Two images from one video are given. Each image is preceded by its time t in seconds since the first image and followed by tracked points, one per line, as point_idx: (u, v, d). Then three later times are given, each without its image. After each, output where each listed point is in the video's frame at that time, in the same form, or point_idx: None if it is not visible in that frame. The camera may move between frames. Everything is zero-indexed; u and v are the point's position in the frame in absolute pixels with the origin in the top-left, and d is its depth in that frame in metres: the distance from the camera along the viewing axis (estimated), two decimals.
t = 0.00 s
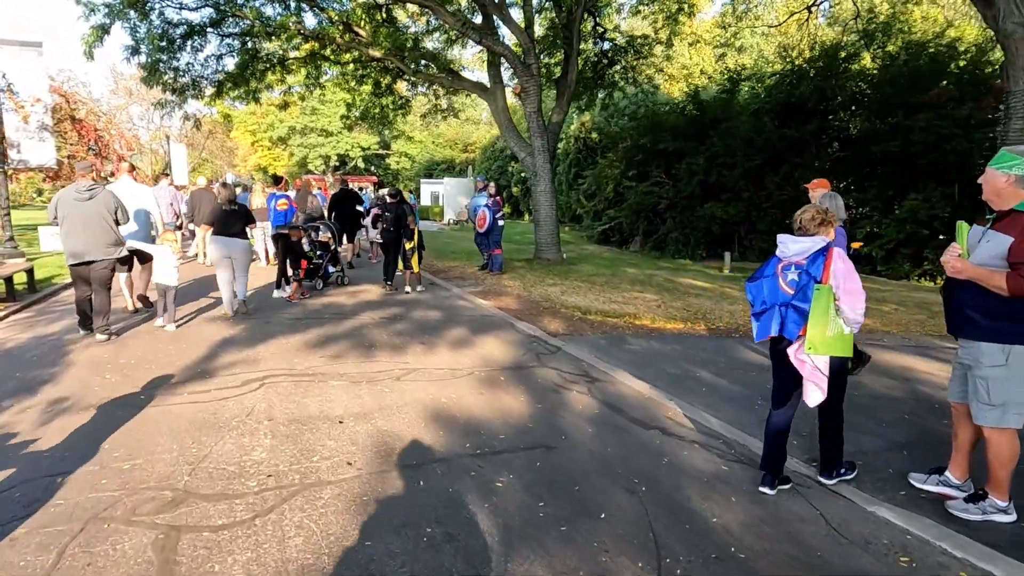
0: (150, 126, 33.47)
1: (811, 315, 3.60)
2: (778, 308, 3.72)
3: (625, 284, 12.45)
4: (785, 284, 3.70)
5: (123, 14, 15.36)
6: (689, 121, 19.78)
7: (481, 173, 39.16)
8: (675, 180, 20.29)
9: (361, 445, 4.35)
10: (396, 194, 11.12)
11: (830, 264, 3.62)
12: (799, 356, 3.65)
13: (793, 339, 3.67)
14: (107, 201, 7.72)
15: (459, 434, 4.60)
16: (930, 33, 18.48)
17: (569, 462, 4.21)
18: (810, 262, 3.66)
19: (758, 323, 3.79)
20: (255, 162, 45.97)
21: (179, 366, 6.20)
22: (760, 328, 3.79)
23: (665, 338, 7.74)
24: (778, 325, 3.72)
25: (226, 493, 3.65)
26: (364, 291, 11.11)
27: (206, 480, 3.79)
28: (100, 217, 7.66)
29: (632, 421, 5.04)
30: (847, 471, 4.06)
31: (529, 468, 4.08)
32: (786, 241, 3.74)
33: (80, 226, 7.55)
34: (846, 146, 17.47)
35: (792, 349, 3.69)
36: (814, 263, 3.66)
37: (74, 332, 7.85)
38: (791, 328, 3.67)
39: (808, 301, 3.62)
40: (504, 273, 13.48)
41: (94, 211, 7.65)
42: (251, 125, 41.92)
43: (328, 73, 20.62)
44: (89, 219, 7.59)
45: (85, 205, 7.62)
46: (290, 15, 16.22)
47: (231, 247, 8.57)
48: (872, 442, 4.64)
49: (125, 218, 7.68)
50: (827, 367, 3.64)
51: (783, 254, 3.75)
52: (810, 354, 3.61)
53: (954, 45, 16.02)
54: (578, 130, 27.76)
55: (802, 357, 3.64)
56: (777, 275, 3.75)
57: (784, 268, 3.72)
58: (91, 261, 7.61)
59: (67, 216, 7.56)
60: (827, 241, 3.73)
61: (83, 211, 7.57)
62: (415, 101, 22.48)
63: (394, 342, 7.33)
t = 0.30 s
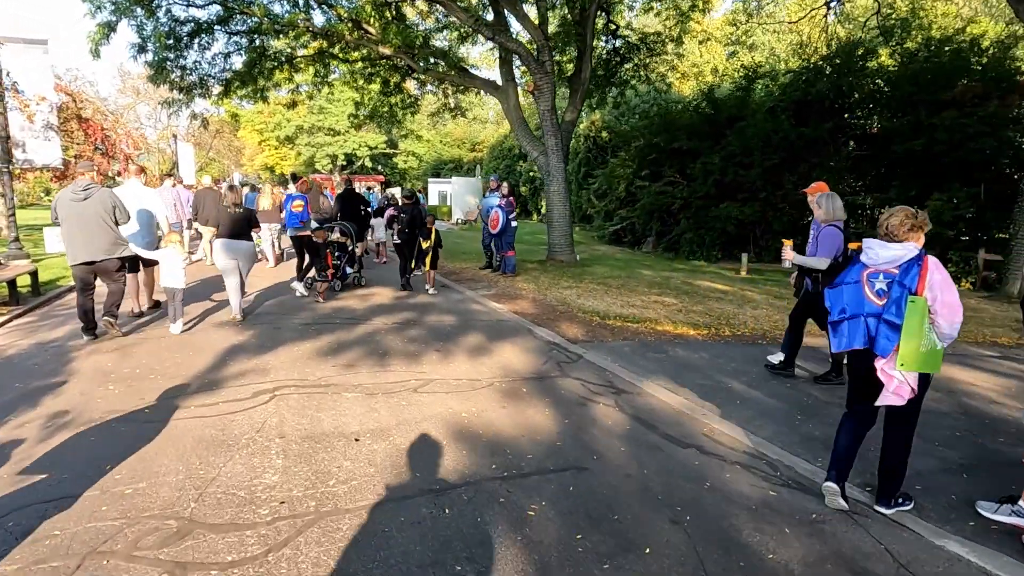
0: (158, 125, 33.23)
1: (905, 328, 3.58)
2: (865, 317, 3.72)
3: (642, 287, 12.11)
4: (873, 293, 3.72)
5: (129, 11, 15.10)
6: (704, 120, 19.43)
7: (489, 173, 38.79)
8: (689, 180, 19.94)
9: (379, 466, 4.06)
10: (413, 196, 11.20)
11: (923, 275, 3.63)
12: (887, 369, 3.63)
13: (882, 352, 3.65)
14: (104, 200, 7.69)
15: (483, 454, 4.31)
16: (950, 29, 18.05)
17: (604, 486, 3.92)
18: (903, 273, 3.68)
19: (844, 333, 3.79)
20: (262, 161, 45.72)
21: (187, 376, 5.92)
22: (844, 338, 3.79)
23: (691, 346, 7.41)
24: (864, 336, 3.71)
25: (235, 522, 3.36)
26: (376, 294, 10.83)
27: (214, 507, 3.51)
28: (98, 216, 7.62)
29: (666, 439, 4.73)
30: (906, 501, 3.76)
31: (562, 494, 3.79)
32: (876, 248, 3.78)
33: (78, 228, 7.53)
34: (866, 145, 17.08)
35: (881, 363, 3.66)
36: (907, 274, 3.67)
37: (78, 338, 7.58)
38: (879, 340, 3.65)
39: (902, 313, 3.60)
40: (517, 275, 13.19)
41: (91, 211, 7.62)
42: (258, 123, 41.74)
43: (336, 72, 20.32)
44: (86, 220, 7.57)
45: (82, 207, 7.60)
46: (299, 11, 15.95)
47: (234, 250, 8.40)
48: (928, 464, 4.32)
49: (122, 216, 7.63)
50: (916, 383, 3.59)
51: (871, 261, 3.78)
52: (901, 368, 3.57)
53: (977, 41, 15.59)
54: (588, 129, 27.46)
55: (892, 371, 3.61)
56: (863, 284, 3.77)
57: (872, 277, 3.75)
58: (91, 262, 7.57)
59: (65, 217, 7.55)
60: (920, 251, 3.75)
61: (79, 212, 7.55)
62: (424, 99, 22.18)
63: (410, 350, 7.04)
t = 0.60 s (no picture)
0: (163, 122, 32.94)
1: (968, 331, 3.40)
2: (925, 318, 3.66)
3: (656, 286, 11.73)
4: (935, 293, 3.61)
5: (131, 3, 14.81)
6: (716, 115, 19.03)
7: (496, 170, 38.36)
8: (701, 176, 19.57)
9: (389, 482, 3.74)
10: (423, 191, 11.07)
11: (991, 274, 3.40)
12: (949, 375, 3.49)
13: (945, 356, 3.51)
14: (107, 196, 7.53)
15: (500, 468, 3.99)
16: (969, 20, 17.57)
17: (634, 506, 3.58)
18: (968, 271, 3.49)
19: (908, 334, 3.73)
20: (267, 159, 45.40)
21: (184, 380, 5.61)
22: (905, 339, 3.74)
23: (714, 348, 7.05)
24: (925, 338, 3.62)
25: (230, 547, 3.05)
26: (382, 293, 10.51)
27: (207, 529, 3.19)
28: (99, 213, 7.44)
29: (695, 451, 4.40)
30: (966, 522, 3.46)
31: (589, 514, 3.46)
32: (941, 245, 3.65)
33: (80, 224, 7.33)
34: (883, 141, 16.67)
35: (944, 366, 3.52)
36: (973, 272, 3.47)
37: (74, 338, 7.29)
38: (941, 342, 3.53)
39: (964, 314, 3.44)
40: (527, 273, 12.86)
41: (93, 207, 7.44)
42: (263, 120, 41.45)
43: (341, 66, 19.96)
44: (85, 216, 7.38)
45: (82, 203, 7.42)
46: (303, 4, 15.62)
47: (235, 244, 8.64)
48: (983, 481, 3.98)
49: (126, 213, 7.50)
50: (983, 390, 3.41)
51: (935, 258, 3.66)
52: (963, 374, 3.41)
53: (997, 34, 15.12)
54: (597, 125, 27.07)
55: (954, 375, 3.46)
56: (926, 282, 3.67)
57: (935, 275, 3.64)
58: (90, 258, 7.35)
59: (66, 213, 7.35)
60: (993, 247, 3.52)
61: (82, 208, 7.36)
62: (431, 94, 21.82)
63: (418, 352, 6.72)
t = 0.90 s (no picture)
0: (168, 120, 32.69)
1: (1013, 348, 3.08)
2: (981, 332, 3.39)
3: (671, 288, 11.38)
4: (989, 306, 3.34)
5: None
6: (729, 113, 18.66)
7: (503, 167, 38.01)
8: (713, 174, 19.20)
9: (402, 515, 3.42)
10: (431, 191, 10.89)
11: None
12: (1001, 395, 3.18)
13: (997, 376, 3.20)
14: (118, 195, 7.68)
15: (521, 497, 3.66)
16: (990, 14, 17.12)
17: (671, 541, 3.26)
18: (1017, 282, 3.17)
19: (967, 349, 3.47)
20: (273, 156, 45.14)
21: (182, 393, 5.30)
22: (963, 355, 3.48)
23: (740, 359, 6.71)
24: (981, 354, 3.36)
25: None
26: (390, 296, 10.20)
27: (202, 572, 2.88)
28: (110, 213, 7.59)
29: (730, 475, 4.07)
30: None
31: (621, 553, 3.14)
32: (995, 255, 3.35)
33: (94, 226, 7.48)
34: (901, 138, 16.27)
35: (995, 386, 3.23)
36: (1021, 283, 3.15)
37: (71, 345, 7.00)
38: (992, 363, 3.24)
39: (1011, 330, 3.11)
40: (538, 274, 12.55)
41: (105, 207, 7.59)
42: (269, 118, 41.24)
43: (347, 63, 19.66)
44: (97, 213, 7.53)
45: (95, 201, 7.58)
46: None
47: (234, 245, 8.57)
48: None
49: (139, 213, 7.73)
50: None
51: (988, 270, 3.36)
52: (1012, 395, 3.09)
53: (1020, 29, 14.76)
54: (606, 123, 26.73)
55: (1006, 394, 3.15)
56: (981, 295, 3.39)
57: (989, 287, 3.36)
58: (105, 258, 7.56)
59: (78, 213, 7.45)
60: None
61: (95, 209, 7.51)
62: (437, 92, 21.49)
63: (429, 362, 6.40)
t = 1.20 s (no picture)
0: (182, 121, 32.65)
1: None
2: None
3: (695, 291, 11.01)
4: None
5: None
6: (749, 112, 18.14)
7: (517, 167, 37.70)
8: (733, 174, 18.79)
9: (431, 545, 3.12)
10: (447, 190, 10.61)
11: None
12: None
13: None
14: (133, 195, 7.51)
15: (558, 524, 3.36)
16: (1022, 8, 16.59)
17: None
18: None
19: None
20: (286, 157, 45.11)
21: (193, 403, 5.04)
22: None
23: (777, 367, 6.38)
24: None
25: None
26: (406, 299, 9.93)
27: None
28: (125, 213, 7.40)
29: (783, 499, 3.73)
30: None
31: None
32: None
33: (106, 224, 7.29)
34: (929, 136, 15.82)
35: None
36: None
37: (80, 350, 6.77)
38: None
39: None
40: (557, 276, 12.24)
41: (120, 205, 7.42)
42: (282, 119, 41.17)
43: (361, 62, 19.44)
44: (113, 213, 7.34)
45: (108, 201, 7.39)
46: None
47: (245, 243, 8.54)
48: None
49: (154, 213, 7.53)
50: None
51: None
52: None
53: None
54: (622, 122, 26.36)
55: None
56: None
57: None
58: (119, 258, 7.35)
59: (91, 213, 7.29)
60: None
61: (108, 208, 7.34)
62: (451, 90, 21.22)
63: (450, 369, 6.11)
